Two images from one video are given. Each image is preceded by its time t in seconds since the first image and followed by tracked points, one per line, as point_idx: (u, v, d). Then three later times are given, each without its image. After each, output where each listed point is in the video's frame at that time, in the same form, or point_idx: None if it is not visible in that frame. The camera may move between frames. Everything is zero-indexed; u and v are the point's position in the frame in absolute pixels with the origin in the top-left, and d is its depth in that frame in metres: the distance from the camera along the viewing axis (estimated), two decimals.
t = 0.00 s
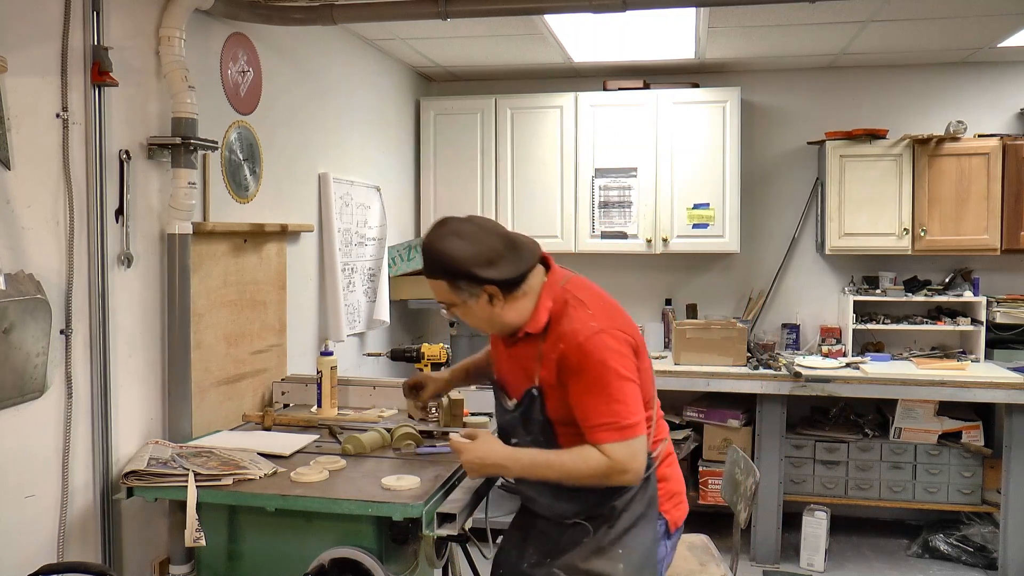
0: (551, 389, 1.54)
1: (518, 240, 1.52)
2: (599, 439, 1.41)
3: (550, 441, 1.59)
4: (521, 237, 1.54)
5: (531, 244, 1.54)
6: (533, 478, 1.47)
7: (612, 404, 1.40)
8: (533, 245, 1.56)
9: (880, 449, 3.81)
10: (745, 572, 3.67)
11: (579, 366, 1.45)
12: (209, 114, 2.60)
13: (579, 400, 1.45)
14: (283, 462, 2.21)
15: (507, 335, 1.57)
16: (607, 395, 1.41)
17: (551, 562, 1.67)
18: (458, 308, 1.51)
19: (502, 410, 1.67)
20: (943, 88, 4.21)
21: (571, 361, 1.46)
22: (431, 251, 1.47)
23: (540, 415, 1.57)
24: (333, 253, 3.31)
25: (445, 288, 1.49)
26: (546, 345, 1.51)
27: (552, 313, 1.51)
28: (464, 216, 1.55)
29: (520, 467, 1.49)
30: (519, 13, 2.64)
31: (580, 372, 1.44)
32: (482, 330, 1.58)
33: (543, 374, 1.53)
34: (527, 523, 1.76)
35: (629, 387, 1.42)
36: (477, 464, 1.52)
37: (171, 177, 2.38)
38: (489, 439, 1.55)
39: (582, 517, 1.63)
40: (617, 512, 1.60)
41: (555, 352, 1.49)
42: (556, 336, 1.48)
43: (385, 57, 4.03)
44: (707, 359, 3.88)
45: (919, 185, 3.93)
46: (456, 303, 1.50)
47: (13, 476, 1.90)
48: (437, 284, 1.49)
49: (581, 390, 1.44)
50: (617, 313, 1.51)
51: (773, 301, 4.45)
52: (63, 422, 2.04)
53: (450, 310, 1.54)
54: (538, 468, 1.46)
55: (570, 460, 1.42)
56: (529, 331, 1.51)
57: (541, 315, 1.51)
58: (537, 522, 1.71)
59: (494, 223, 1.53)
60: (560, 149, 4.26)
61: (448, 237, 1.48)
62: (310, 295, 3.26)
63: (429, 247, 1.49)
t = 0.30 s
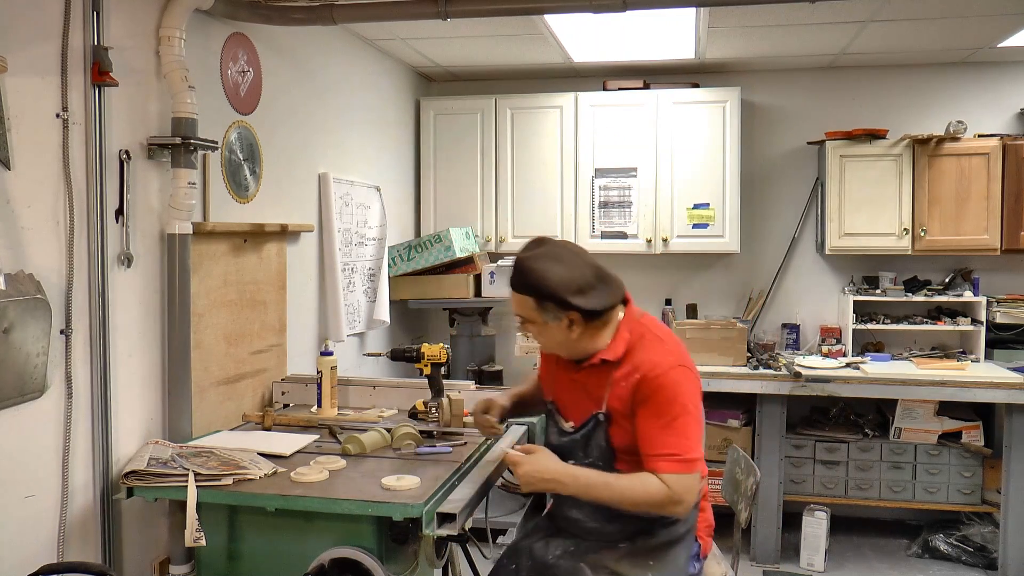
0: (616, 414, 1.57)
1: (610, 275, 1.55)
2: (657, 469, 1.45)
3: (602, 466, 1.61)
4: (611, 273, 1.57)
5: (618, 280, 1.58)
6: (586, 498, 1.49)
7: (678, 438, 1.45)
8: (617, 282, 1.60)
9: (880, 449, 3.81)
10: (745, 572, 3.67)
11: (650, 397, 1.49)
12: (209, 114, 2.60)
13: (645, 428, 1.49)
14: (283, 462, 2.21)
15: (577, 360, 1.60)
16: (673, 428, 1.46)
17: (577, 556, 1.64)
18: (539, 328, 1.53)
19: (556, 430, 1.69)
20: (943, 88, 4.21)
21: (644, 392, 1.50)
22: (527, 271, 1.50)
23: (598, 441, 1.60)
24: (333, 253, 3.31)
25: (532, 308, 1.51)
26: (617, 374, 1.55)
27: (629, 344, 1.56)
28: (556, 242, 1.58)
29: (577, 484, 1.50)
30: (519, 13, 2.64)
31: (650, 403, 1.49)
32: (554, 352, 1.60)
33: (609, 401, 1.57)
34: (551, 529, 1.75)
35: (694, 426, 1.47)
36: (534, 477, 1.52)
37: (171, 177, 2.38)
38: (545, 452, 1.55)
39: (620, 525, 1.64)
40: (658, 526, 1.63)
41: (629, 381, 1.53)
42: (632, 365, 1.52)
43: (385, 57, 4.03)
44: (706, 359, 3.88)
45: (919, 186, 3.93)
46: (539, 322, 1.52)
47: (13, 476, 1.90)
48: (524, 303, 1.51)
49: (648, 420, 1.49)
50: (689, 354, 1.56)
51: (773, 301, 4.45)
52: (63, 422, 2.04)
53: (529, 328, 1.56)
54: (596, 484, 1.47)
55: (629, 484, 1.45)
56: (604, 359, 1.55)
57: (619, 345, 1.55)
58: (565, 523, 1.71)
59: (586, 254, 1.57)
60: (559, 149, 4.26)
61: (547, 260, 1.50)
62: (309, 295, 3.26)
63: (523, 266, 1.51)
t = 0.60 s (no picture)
0: (668, 404, 1.74)
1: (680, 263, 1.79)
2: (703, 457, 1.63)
3: (643, 449, 1.73)
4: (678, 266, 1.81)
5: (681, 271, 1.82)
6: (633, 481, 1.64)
7: (727, 430, 1.64)
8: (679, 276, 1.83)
9: (880, 449, 3.81)
10: (745, 573, 3.67)
11: (707, 389, 1.68)
12: (209, 115, 2.60)
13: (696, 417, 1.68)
14: (283, 462, 2.21)
15: (642, 348, 1.80)
16: (723, 420, 1.65)
17: (593, 553, 1.69)
18: (623, 305, 1.72)
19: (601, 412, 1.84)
20: (943, 88, 4.21)
21: (701, 384, 1.69)
22: (615, 249, 1.71)
23: (644, 424, 1.74)
24: (333, 253, 3.31)
25: (617, 284, 1.71)
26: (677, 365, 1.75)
27: (691, 339, 1.76)
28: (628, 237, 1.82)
29: (625, 468, 1.64)
30: (520, 13, 2.64)
31: (706, 394, 1.68)
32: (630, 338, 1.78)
33: (666, 390, 1.74)
34: (568, 525, 1.82)
35: (742, 423, 1.66)
36: (586, 454, 1.67)
37: (171, 177, 2.37)
38: (595, 436, 1.70)
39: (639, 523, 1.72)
40: (675, 530, 1.73)
41: (688, 373, 1.72)
42: (695, 360, 1.72)
43: (385, 57, 4.03)
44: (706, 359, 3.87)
45: (919, 186, 3.93)
46: (628, 302, 1.72)
47: (13, 476, 1.90)
48: (612, 278, 1.71)
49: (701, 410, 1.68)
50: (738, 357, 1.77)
51: (773, 301, 4.45)
52: (63, 422, 2.04)
53: (617, 312, 1.74)
54: (645, 470, 1.62)
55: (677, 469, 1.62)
56: (670, 346, 1.74)
57: (682, 337, 1.75)
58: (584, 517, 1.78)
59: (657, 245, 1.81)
60: (560, 149, 4.26)
61: (632, 239, 1.73)
62: (310, 295, 3.26)
63: (611, 245, 1.73)
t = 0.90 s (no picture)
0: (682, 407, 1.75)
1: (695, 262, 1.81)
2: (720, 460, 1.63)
3: (655, 450, 1.73)
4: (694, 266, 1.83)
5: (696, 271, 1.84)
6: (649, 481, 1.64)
7: (745, 434, 1.65)
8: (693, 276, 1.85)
9: (880, 449, 3.81)
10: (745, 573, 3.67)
11: (725, 391, 1.69)
12: (209, 115, 2.60)
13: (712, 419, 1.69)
14: (283, 461, 2.21)
15: (657, 351, 1.80)
16: (741, 424, 1.66)
17: (598, 553, 1.69)
18: (643, 305, 1.72)
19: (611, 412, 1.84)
20: (943, 88, 4.21)
21: (718, 386, 1.71)
22: (634, 250, 1.72)
23: (656, 425, 1.74)
24: (333, 253, 3.31)
25: (637, 284, 1.72)
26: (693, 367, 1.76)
27: (707, 341, 1.77)
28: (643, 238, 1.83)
29: (641, 469, 1.64)
30: (520, 13, 2.64)
31: (723, 396, 1.70)
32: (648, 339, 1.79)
33: (680, 392, 1.75)
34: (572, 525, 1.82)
35: (758, 427, 1.67)
36: (601, 453, 1.67)
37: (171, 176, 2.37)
38: (612, 437, 1.70)
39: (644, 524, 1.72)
40: (682, 534, 1.72)
41: (704, 375, 1.73)
42: (711, 362, 1.73)
43: (385, 57, 4.03)
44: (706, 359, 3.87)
45: (919, 186, 3.93)
46: (649, 302, 1.73)
47: (13, 476, 1.90)
48: (631, 278, 1.72)
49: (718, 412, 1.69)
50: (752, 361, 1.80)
51: (773, 301, 4.45)
52: (63, 422, 2.04)
53: (637, 313, 1.74)
54: (663, 471, 1.63)
55: (695, 472, 1.62)
56: (687, 349, 1.75)
57: (698, 339, 1.77)
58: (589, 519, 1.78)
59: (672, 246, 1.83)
60: (560, 149, 4.26)
61: (651, 239, 1.74)
62: (310, 295, 3.26)
63: (628, 245, 1.73)
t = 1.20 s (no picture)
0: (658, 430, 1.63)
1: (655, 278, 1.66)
2: (702, 487, 1.51)
3: (635, 476, 1.63)
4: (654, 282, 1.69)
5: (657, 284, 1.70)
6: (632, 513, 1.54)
7: (725, 456, 1.53)
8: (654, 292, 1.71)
9: (880, 449, 3.81)
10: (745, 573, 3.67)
11: (701, 415, 1.57)
12: (209, 115, 2.60)
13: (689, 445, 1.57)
14: (283, 461, 2.21)
15: (626, 377, 1.67)
16: (719, 447, 1.54)
17: (597, 560, 1.68)
18: (606, 341, 1.59)
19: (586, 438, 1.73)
20: (943, 88, 4.21)
21: (692, 410, 1.58)
22: (587, 284, 1.57)
23: (633, 451, 1.63)
24: (333, 253, 3.31)
25: (596, 321, 1.57)
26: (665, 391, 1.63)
27: (677, 360, 1.65)
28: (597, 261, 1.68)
29: (624, 498, 1.54)
30: (519, 13, 2.64)
31: (698, 421, 1.57)
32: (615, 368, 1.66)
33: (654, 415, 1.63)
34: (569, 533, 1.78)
35: (739, 445, 1.56)
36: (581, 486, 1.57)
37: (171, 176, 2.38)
38: (591, 468, 1.60)
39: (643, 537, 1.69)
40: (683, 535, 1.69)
41: (677, 397, 1.61)
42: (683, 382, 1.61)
43: (385, 57, 4.04)
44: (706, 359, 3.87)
45: (919, 185, 3.93)
46: (611, 336, 1.59)
47: (13, 476, 1.90)
48: (591, 315, 1.57)
49: (694, 437, 1.57)
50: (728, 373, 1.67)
51: (773, 301, 4.45)
52: (63, 422, 2.04)
53: (599, 348, 1.61)
54: (646, 500, 1.53)
55: (679, 500, 1.51)
56: (655, 373, 1.63)
57: (667, 361, 1.64)
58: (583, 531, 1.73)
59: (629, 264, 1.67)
60: (560, 150, 4.26)
61: (603, 270, 1.59)
62: (310, 295, 3.26)
63: (582, 279, 1.58)
